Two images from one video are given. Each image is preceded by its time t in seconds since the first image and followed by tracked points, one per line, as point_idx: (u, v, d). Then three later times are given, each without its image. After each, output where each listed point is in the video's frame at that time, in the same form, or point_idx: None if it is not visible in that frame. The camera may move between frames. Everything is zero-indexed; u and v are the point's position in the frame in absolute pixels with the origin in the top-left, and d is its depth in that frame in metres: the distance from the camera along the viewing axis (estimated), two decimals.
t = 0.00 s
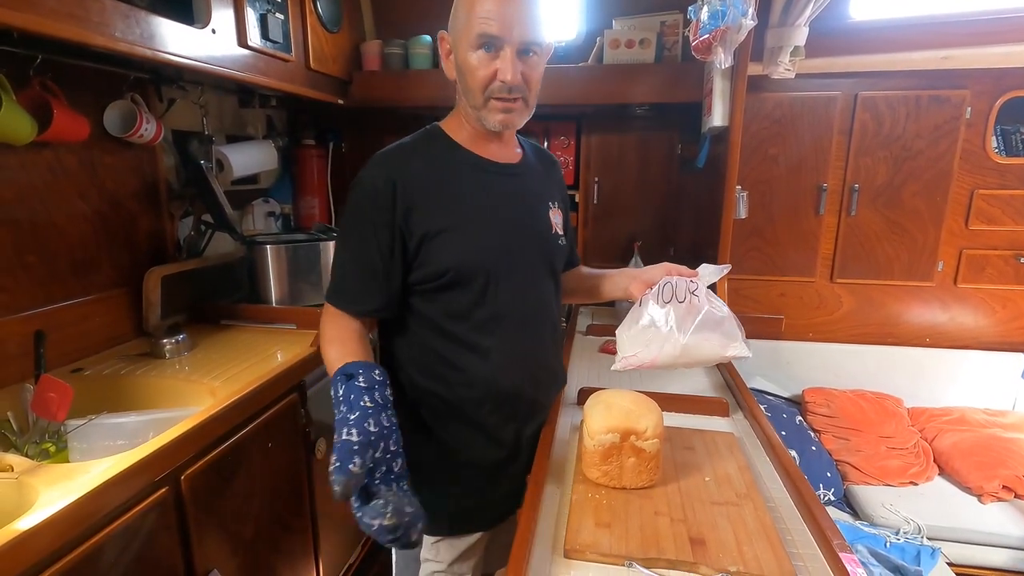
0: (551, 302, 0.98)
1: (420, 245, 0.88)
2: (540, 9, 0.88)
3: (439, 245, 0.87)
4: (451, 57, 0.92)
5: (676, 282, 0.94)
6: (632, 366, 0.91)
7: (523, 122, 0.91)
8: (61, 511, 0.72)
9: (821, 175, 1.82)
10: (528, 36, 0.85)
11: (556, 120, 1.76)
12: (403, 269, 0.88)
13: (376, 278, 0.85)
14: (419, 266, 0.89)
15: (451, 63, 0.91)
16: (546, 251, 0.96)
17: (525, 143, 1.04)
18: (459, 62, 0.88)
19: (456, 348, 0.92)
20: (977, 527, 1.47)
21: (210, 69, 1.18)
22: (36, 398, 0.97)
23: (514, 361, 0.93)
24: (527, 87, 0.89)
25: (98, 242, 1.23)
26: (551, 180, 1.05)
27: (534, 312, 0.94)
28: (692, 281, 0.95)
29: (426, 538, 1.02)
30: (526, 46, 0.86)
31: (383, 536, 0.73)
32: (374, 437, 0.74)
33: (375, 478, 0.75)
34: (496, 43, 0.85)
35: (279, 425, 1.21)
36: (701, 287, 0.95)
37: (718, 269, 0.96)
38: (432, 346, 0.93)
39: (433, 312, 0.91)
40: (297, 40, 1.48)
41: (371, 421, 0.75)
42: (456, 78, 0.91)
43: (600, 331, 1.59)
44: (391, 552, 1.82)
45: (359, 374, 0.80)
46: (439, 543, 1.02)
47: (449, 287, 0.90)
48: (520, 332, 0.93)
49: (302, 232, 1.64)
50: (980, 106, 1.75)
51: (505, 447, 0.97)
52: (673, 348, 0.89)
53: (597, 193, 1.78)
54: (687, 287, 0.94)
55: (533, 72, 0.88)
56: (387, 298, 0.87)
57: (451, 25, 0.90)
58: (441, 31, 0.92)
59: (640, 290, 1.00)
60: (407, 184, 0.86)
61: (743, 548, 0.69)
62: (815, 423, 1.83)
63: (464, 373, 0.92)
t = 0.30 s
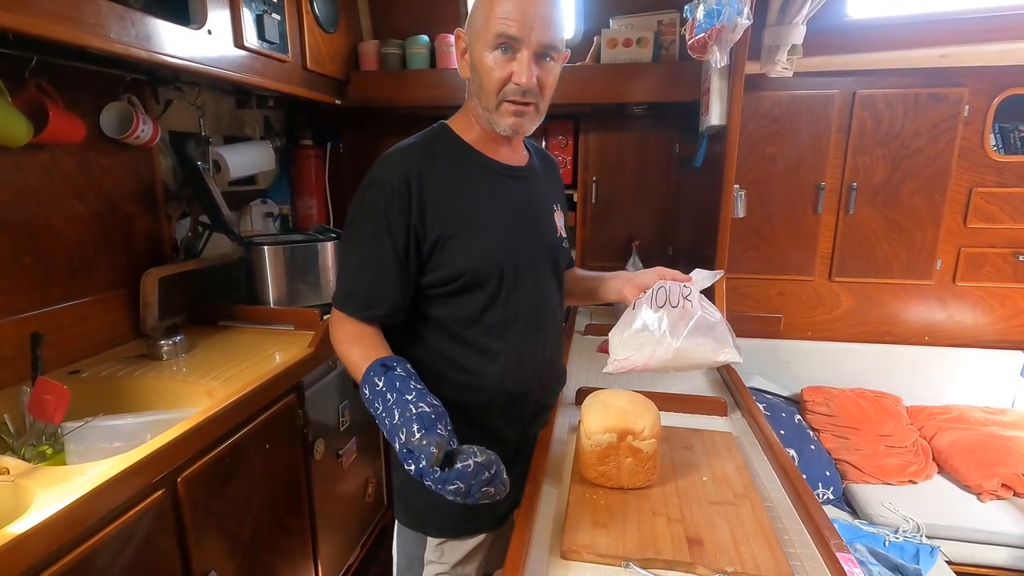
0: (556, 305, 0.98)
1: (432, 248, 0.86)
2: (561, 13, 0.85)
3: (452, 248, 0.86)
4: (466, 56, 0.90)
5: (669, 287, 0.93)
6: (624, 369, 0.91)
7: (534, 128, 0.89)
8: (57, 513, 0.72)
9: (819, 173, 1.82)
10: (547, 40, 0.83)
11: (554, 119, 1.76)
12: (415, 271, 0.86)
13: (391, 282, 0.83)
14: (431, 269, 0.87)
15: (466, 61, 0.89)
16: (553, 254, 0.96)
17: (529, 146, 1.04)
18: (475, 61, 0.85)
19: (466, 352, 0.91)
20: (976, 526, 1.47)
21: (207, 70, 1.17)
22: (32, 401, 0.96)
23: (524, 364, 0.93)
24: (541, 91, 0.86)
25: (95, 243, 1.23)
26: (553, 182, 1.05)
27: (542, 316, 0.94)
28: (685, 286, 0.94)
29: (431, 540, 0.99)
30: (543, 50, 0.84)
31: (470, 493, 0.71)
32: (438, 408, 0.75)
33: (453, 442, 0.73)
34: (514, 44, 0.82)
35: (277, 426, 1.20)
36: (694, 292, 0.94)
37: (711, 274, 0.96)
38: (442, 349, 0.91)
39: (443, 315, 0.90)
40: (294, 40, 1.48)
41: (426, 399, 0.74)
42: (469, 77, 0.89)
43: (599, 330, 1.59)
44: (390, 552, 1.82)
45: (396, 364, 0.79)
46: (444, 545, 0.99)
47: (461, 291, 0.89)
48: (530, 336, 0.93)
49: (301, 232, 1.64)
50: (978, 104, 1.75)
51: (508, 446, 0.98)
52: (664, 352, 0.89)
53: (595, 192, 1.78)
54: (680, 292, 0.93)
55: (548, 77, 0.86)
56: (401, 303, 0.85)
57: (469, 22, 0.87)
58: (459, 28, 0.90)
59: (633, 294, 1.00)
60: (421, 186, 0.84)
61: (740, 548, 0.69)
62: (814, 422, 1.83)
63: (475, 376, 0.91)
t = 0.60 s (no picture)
0: (550, 303, 0.98)
1: (427, 247, 0.86)
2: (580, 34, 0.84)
3: (446, 246, 0.86)
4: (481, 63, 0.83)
5: (658, 284, 0.94)
6: (617, 366, 0.90)
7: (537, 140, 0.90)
8: (48, 516, 0.71)
9: (817, 171, 1.81)
10: (569, 65, 0.82)
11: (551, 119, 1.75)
12: (410, 270, 0.86)
13: (386, 281, 0.82)
14: (425, 268, 0.87)
15: (479, 66, 0.83)
16: (546, 251, 0.96)
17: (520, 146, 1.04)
18: (494, 75, 0.80)
19: (462, 350, 0.91)
20: (976, 524, 1.46)
21: (201, 70, 1.17)
22: (26, 402, 0.96)
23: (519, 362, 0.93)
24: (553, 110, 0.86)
25: (90, 244, 1.23)
26: (544, 181, 1.05)
27: (536, 313, 0.94)
28: (674, 282, 0.95)
29: (427, 542, 0.99)
30: (564, 75, 0.82)
31: (479, 483, 0.72)
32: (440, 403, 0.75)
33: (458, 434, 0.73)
34: (542, 69, 0.79)
35: (273, 427, 1.20)
36: (683, 288, 0.95)
37: (700, 270, 0.97)
38: (437, 349, 0.91)
39: (438, 314, 0.90)
40: (289, 39, 1.48)
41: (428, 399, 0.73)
42: (480, 84, 0.84)
43: (597, 330, 1.59)
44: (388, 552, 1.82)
45: (395, 364, 0.78)
46: (441, 546, 0.99)
47: (455, 289, 0.88)
48: (525, 333, 0.93)
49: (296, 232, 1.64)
50: (977, 101, 1.74)
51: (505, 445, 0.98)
52: (656, 348, 0.89)
53: (592, 191, 1.77)
54: (669, 288, 0.94)
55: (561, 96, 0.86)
56: (397, 302, 0.84)
57: (489, 28, 0.80)
58: (475, 30, 0.82)
59: (623, 292, 1.01)
60: (414, 184, 0.84)
61: (737, 548, 0.69)
62: (812, 421, 1.83)
63: (471, 374, 0.91)
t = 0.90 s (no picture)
0: (545, 300, 0.98)
1: (420, 246, 0.86)
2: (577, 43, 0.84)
3: (439, 245, 0.86)
4: (478, 64, 0.83)
5: (649, 288, 0.94)
6: (607, 368, 0.90)
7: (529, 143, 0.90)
8: (47, 515, 0.71)
9: (818, 170, 1.81)
10: (565, 73, 0.83)
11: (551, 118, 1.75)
12: (403, 270, 0.86)
13: (380, 281, 0.82)
14: (419, 267, 0.87)
15: (476, 66, 0.83)
16: (540, 248, 0.96)
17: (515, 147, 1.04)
18: (492, 78, 0.80)
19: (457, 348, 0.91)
20: (977, 522, 1.46)
21: (200, 70, 1.17)
22: (25, 403, 0.96)
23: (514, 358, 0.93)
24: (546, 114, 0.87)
25: (89, 244, 1.22)
26: (538, 180, 1.06)
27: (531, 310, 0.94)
28: (666, 286, 0.95)
29: (426, 540, 0.99)
30: (561, 82, 0.83)
31: (530, 347, 0.68)
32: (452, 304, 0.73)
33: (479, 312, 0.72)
34: (540, 77, 0.80)
35: (272, 426, 1.20)
36: (674, 292, 0.94)
37: (690, 274, 0.97)
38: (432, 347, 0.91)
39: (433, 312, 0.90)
40: (288, 39, 1.48)
41: (437, 304, 0.70)
42: (477, 85, 0.83)
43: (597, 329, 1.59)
44: (388, 552, 1.82)
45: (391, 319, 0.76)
46: (439, 544, 0.99)
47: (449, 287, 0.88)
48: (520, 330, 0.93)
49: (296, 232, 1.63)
50: (977, 99, 1.74)
51: (503, 443, 0.97)
52: (646, 350, 0.88)
53: (592, 189, 1.77)
54: (660, 292, 0.93)
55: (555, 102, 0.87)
56: (392, 301, 0.84)
57: (490, 30, 0.80)
58: (475, 31, 0.81)
59: (616, 294, 0.99)
60: (405, 184, 0.84)
61: (737, 547, 0.69)
62: (813, 419, 1.82)
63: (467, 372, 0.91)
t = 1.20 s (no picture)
0: (543, 297, 0.99)
1: (418, 243, 0.86)
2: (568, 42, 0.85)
3: (437, 242, 0.86)
4: (471, 61, 0.83)
5: (650, 285, 0.94)
6: (608, 366, 0.91)
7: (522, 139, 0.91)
8: (51, 513, 0.72)
9: (818, 169, 1.81)
10: (556, 70, 0.83)
11: (552, 117, 1.75)
12: (402, 268, 0.86)
13: (379, 279, 0.82)
14: (417, 264, 0.87)
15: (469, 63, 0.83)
16: (538, 245, 0.97)
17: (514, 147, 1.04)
18: (483, 74, 0.81)
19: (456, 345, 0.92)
20: (977, 520, 1.47)
21: (202, 70, 1.17)
22: (29, 401, 0.96)
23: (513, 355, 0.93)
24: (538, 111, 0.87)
25: (92, 244, 1.23)
26: (536, 179, 1.06)
27: (529, 307, 0.94)
28: (666, 284, 0.95)
29: (426, 538, 0.99)
30: (552, 79, 0.84)
31: (542, 422, 0.75)
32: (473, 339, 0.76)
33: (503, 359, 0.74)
34: (531, 73, 0.80)
35: (274, 425, 1.20)
36: (675, 290, 0.95)
37: (691, 272, 0.97)
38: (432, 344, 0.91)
39: (432, 309, 0.90)
40: (289, 39, 1.48)
41: (473, 351, 0.73)
42: (469, 81, 0.84)
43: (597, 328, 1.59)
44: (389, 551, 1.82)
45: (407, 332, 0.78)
46: (440, 542, 1.00)
47: (448, 283, 0.89)
48: (518, 326, 0.93)
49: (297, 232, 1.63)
50: (977, 98, 1.74)
51: (503, 441, 0.98)
52: (647, 348, 0.89)
53: (592, 189, 1.78)
54: (660, 290, 0.94)
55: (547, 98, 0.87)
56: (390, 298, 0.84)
57: (481, 27, 0.80)
58: (468, 28, 0.82)
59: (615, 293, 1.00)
60: (403, 182, 0.84)
61: (737, 543, 0.69)
62: (812, 418, 1.82)
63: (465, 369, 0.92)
